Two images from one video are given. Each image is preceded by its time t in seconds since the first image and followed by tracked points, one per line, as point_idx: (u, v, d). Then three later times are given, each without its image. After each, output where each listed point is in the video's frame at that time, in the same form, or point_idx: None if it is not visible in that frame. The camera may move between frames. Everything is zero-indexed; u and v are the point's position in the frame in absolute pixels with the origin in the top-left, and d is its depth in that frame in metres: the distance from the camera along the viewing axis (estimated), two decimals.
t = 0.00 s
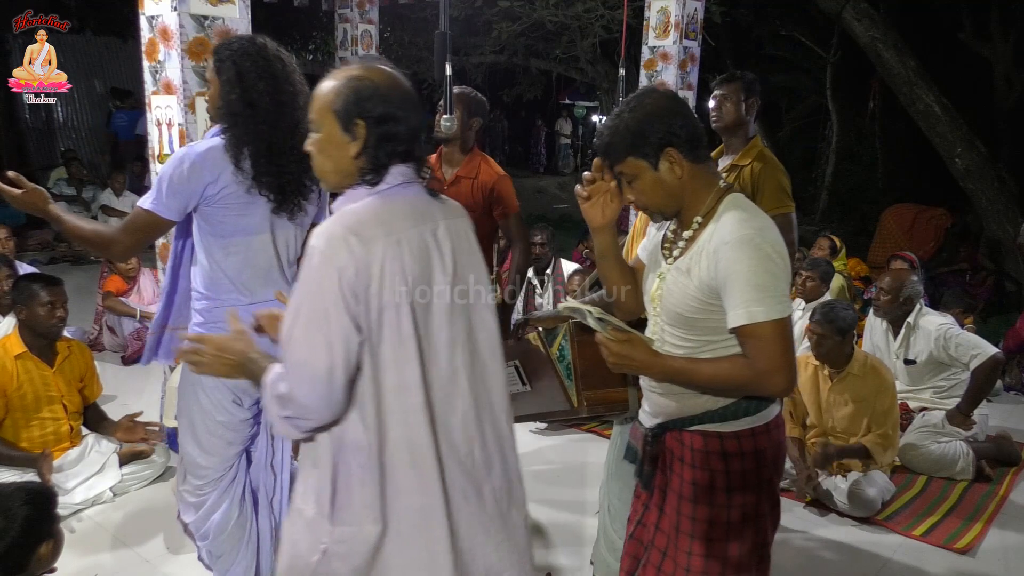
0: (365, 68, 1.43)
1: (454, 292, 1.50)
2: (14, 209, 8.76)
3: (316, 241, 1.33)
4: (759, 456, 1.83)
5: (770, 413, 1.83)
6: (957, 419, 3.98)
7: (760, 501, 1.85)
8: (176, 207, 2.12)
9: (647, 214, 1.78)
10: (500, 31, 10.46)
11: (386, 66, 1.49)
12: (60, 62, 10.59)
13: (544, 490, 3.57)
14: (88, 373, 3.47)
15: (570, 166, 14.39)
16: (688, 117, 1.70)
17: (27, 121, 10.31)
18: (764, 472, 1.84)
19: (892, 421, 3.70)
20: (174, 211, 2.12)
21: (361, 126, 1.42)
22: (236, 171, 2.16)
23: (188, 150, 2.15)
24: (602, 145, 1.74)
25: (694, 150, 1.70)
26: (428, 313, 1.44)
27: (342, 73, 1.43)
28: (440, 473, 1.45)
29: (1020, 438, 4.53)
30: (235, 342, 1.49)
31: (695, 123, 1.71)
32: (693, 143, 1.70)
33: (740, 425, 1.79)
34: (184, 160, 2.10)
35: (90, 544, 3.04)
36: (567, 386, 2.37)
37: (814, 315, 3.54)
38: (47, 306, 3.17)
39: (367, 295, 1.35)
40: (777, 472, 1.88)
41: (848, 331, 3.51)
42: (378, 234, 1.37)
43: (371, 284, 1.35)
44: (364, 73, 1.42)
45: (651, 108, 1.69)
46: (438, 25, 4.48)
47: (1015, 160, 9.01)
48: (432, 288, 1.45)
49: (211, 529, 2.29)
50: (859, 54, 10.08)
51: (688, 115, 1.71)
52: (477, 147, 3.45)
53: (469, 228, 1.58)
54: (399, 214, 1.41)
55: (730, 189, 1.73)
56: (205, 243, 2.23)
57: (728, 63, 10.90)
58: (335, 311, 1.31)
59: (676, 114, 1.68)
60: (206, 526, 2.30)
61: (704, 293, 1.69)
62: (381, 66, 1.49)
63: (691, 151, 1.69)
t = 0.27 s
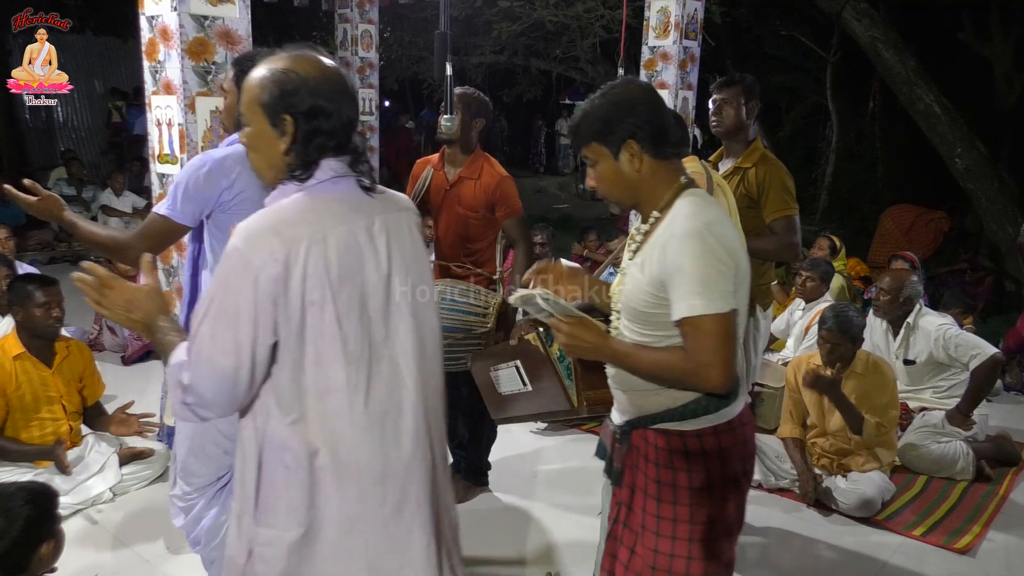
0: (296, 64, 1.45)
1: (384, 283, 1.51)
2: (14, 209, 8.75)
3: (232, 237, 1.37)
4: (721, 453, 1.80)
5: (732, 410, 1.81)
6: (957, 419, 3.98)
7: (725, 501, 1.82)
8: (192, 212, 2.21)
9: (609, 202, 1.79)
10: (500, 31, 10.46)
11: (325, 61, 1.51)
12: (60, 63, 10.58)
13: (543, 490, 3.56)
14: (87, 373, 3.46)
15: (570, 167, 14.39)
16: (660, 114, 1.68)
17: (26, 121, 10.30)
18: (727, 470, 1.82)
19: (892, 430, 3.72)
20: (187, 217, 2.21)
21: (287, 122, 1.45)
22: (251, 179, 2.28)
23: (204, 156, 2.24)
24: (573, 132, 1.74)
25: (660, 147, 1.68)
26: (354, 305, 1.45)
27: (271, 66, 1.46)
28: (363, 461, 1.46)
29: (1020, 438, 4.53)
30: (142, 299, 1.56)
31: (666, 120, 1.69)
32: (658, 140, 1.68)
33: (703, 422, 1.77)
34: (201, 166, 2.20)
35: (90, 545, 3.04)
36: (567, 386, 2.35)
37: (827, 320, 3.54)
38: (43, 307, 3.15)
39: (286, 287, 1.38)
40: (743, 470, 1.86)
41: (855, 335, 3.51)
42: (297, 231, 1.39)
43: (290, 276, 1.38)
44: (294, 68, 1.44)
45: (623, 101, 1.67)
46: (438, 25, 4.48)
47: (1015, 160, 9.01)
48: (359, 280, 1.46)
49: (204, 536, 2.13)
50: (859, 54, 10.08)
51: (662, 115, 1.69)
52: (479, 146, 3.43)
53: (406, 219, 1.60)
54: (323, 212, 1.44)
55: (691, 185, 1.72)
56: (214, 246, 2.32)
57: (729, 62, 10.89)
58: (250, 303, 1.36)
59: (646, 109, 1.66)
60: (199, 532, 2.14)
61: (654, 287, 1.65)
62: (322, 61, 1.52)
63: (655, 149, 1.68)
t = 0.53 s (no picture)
0: (248, 64, 1.45)
1: (339, 281, 1.54)
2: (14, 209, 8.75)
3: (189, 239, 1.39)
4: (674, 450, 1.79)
5: (686, 406, 1.80)
6: (957, 419, 3.98)
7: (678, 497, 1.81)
8: (193, 212, 2.24)
9: (575, 191, 1.82)
10: (500, 30, 10.46)
11: (279, 59, 1.51)
12: (60, 62, 10.58)
13: (543, 490, 3.56)
14: (85, 373, 3.42)
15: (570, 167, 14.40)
16: (628, 107, 1.70)
17: (27, 121, 10.30)
18: (681, 467, 1.81)
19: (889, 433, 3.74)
20: (188, 217, 2.24)
21: (237, 122, 1.44)
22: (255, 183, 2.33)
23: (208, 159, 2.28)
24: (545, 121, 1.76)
25: (625, 142, 1.71)
26: (309, 305, 1.47)
27: (225, 65, 1.45)
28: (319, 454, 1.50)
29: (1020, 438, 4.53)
30: (96, 300, 1.71)
31: (634, 113, 1.71)
32: (624, 133, 1.70)
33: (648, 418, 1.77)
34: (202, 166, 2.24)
35: (90, 545, 3.04)
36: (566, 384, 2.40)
37: (833, 323, 3.54)
38: (33, 309, 3.08)
39: (243, 290, 1.40)
40: (704, 468, 1.85)
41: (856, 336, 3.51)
42: (252, 234, 1.41)
43: (246, 280, 1.40)
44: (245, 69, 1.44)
45: (593, 92, 1.69)
46: (438, 25, 4.48)
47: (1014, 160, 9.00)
48: (315, 280, 1.49)
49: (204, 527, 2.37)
50: (859, 54, 10.08)
51: (633, 108, 1.71)
52: (480, 146, 3.42)
53: (364, 216, 1.62)
54: (278, 213, 1.46)
55: (654, 178, 1.73)
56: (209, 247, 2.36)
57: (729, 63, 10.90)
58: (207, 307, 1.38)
59: (613, 101, 1.68)
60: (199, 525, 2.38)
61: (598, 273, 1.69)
62: (278, 59, 1.52)
63: (620, 141, 1.70)
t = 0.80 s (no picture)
0: (231, 65, 1.43)
1: (322, 278, 1.54)
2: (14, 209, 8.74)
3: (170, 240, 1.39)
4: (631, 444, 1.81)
5: (647, 401, 1.80)
6: (957, 419, 3.98)
7: (632, 490, 1.82)
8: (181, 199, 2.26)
9: (562, 188, 1.90)
10: (500, 30, 10.46)
11: (262, 60, 1.49)
12: (60, 62, 10.58)
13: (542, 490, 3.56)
14: (85, 372, 3.37)
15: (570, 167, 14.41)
16: (605, 104, 1.78)
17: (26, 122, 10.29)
18: (638, 461, 1.81)
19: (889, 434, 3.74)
20: (178, 204, 2.26)
21: (217, 123, 1.44)
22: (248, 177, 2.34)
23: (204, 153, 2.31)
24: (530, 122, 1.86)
25: (603, 136, 1.78)
26: (293, 301, 1.48)
27: (203, 68, 1.45)
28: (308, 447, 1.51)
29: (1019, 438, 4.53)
30: (89, 315, 1.75)
31: (612, 111, 1.79)
32: (600, 128, 1.77)
33: (603, 409, 1.80)
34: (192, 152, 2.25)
35: (89, 546, 3.04)
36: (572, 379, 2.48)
37: (833, 324, 3.54)
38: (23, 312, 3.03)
39: (226, 289, 1.41)
40: (667, 475, 1.86)
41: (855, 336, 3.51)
42: (234, 231, 1.42)
43: (228, 279, 1.41)
44: (224, 70, 1.43)
45: (572, 91, 1.78)
46: (438, 26, 4.48)
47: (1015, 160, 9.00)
48: (297, 276, 1.49)
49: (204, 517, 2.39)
50: (859, 54, 10.09)
51: (613, 105, 1.80)
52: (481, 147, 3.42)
53: (347, 212, 1.62)
54: (260, 210, 1.47)
55: (630, 171, 1.78)
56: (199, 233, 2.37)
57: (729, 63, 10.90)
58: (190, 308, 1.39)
59: (590, 99, 1.76)
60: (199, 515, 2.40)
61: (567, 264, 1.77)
62: (260, 59, 1.50)
63: (596, 136, 1.77)
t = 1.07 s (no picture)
0: (216, 69, 1.41)
1: (316, 276, 1.54)
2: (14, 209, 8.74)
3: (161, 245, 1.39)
4: (585, 443, 1.85)
5: (603, 402, 1.83)
6: (957, 419, 3.97)
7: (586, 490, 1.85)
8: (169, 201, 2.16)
9: (541, 186, 1.95)
10: (500, 30, 10.45)
11: (246, 65, 1.47)
12: (60, 62, 10.58)
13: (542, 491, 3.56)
14: (83, 373, 3.36)
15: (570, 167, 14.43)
16: (580, 103, 1.81)
17: (26, 122, 10.28)
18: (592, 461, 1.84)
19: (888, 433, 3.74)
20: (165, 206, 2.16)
21: (202, 129, 1.41)
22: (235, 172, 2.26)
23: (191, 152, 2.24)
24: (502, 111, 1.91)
25: (577, 135, 1.82)
26: (286, 299, 1.48)
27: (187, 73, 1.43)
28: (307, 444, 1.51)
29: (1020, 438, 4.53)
30: (88, 326, 1.68)
31: (588, 111, 1.82)
32: (571, 128, 1.80)
33: (559, 407, 1.86)
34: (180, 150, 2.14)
35: (89, 546, 3.04)
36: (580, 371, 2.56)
37: (831, 324, 3.53)
38: (18, 314, 3.03)
39: (216, 291, 1.41)
40: (626, 476, 1.89)
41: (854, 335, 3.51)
42: (224, 233, 1.42)
43: (219, 280, 1.41)
44: (209, 76, 1.40)
45: (548, 91, 1.81)
46: (438, 26, 4.49)
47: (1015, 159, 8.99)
48: (289, 275, 1.49)
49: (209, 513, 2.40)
50: (859, 54, 10.08)
51: (591, 104, 1.83)
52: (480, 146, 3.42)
53: (339, 211, 1.61)
54: (251, 210, 1.46)
55: (599, 171, 1.80)
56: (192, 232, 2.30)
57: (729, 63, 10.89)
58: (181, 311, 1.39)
59: (565, 99, 1.79)
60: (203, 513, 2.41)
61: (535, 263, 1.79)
62: (244, 63, 1.48)
63: (567, 134, 1.80)
